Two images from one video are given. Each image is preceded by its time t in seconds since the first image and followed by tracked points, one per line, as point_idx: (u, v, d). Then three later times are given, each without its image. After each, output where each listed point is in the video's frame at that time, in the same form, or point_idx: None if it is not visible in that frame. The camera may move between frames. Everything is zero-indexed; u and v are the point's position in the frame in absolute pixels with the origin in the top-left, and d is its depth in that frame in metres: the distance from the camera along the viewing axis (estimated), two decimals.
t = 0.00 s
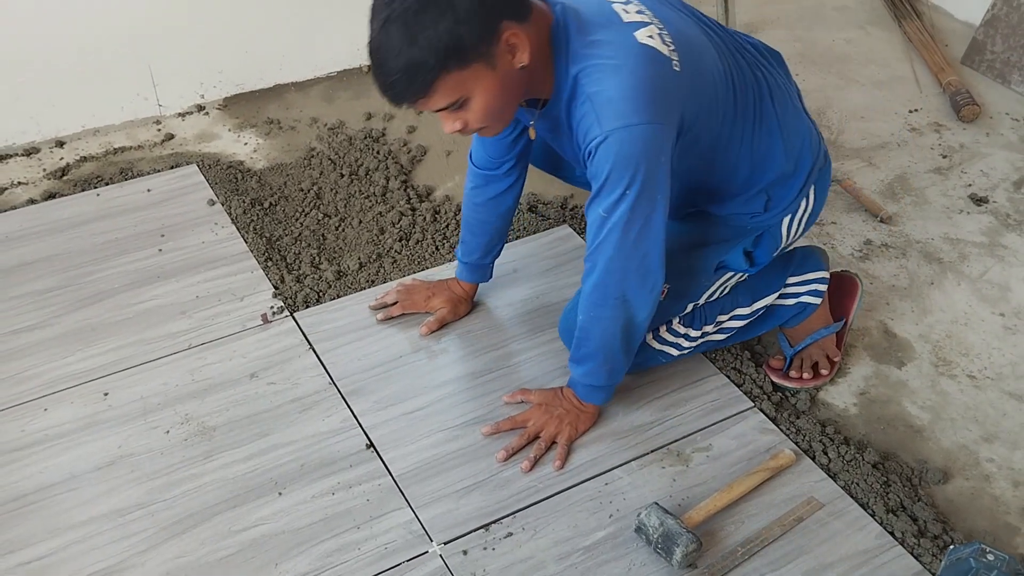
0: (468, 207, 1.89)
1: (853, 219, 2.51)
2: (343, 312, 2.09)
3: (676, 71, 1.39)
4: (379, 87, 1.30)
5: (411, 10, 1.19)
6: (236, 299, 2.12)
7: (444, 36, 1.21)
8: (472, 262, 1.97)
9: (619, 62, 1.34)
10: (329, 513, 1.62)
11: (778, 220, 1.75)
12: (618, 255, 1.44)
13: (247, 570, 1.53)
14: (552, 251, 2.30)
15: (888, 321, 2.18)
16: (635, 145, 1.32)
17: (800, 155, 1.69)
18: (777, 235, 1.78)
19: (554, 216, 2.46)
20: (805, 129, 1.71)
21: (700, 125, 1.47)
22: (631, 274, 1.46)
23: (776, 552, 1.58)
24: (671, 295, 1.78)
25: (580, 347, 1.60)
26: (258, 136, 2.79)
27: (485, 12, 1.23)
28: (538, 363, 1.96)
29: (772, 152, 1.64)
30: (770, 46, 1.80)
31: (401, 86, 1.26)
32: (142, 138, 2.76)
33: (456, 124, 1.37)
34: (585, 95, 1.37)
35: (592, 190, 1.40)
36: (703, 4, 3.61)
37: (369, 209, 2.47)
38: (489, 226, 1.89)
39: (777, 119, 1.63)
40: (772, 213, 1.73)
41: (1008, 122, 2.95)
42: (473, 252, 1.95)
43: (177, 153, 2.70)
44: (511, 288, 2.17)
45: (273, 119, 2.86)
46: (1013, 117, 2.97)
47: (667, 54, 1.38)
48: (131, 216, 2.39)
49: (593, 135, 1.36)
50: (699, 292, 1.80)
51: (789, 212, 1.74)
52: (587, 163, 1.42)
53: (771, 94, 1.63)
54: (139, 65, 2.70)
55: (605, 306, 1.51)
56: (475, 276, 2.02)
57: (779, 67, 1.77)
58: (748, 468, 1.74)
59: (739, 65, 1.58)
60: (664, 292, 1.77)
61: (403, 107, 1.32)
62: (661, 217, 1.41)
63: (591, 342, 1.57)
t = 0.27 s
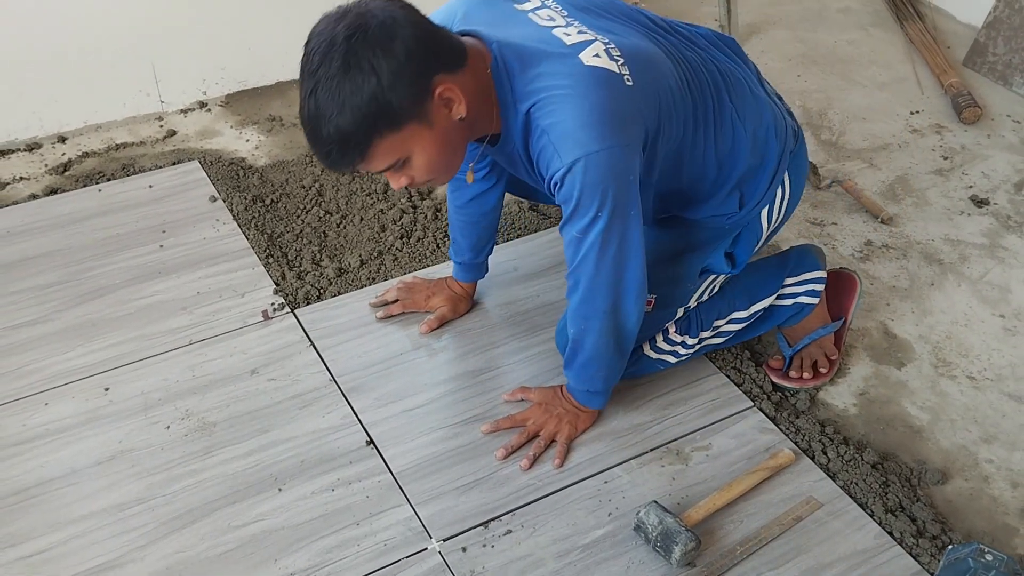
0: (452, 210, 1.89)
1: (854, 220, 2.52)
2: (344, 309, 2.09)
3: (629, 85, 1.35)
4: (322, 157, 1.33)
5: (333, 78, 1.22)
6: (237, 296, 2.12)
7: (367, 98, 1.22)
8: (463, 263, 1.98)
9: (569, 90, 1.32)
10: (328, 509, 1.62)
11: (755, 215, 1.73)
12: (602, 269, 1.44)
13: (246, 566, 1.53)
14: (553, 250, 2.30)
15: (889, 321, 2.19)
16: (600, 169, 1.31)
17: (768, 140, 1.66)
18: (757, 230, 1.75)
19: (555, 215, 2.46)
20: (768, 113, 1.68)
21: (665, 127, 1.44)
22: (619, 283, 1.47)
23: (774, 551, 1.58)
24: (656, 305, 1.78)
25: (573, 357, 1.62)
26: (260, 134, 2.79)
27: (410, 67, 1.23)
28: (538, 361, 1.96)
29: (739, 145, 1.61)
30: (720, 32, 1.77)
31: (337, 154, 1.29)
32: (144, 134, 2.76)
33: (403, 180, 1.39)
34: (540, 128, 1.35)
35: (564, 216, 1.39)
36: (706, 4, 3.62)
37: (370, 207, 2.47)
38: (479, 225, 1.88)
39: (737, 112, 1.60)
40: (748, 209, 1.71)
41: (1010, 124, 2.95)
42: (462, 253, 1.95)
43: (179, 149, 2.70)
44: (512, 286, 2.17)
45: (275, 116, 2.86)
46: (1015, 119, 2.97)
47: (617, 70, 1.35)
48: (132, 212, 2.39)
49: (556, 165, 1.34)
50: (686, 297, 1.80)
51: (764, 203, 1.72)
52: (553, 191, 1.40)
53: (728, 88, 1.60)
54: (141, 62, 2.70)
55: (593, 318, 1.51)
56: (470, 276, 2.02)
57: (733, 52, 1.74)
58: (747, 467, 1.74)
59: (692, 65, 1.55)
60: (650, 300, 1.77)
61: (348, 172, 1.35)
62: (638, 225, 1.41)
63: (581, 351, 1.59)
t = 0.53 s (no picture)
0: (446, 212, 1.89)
1: (855, 221, 2.52)
2: (345, 306, 2.09)
3: (609, 97, 1.35)
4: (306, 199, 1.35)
5: (306, 123, 1.23)
6: (239, 292, 2.12)
7: (341, 140, 1.23)
8: (462, 263, 1.98)
9: (549, 109, 1.31)
10: (329, 505, 1.63)
11: (742, 211, 1.71)
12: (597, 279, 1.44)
13: (246, 561, 1.53)
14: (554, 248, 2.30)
15: (890, 321, 2.19)
16: (589, 185, 1.31)
17: (749, 134, 1.65)
18: (744, 225, 1.74)
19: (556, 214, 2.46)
20: (749, 107, 1.66)
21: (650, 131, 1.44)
22: (617, 289, 1.46)
23: (775, 550, 1.58)
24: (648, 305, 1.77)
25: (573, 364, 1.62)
26: (262, 131, 2.79)
27: (380, 104, 1.23)
28: (539, 359, 1.96)
29: (722, 143, 1.60)
30: (694, 29, 1.76)
31: (317, 197, 1.31)
32: (146, 130, 2.76)
33: (387, 214, 1.41)
34: (524, 149, 1.34)
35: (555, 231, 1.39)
36: (709, 4, 3.62)
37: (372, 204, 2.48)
38: (471, 228, 1.88)
39: (718, 111, 1.59)
40: (735, 206, 1.69)
41: (1012, 125, 2.95)
42: (460, 254, 1.95)
43: (181, 145, 2.70)
44: (513, 285, 2.17)
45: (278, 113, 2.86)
46: (1017, 120, 2.97)
47: (596, 83, 1.35)
48: (135, 208, 2.39)
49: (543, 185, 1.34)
50: (675, 298, 1.77)
51: (751, 198, 1.70)
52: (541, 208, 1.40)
53: (707, 88, 1.59)
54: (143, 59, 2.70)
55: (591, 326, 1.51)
56: (470, 275, 2.02)
57: (709, 49, 1.73)
58: (748, 466, 1.74)
59: (670, 68, 1.55)
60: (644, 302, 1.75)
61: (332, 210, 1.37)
62: (630, 231, 1.41)
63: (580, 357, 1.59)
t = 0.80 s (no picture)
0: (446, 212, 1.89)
1: (857, 220, 2.51)
2: (346, 304, 2.09)
3: (609, 94, 1.35)
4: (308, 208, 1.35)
5: (306, 133, 1.23)
6: (240, 289, 2.12)
7: (342, 148, 1.23)
8: (462, 262, 1.97)
9: (548, 109, 1.31)
10: (330, 502, 1.63)
11: (740, 202, 1.71)
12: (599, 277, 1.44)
13: (246, 558, 1.53)
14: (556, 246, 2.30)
15: (891, 321, 2.18)
16: (590, 184, 1.31)
17: (744, 125, 1.65)
18: (742, 216, 1.73)
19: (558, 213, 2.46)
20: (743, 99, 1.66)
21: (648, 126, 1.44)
22: (619, 287, 1.46)
23: (775, 548, 1.58)
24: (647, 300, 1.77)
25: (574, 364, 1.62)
26: (264, 128, 2.79)
27: (379, 111, 1.23)
28: (540, 357, 1.96)
29: (719, 136, 1.60)
30: (687, 21, 1.75)
31: (320, 205, 1.31)
32: (147, 127, 2.76)
33: (390, 219, 1.41)
34: (524, 149, 1.34)
35: (556, 231, 1.39)
36: (711, 3, 3.61)
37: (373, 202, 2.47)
38: (471, 226, 1.88)
39: (713, 104, 1.59)
40: (733, 198, 1.69)
41: (1014, 125, 2.94)
42: (460, 253, 1.95)
43: (182, 142, 2.70)
44: (514, 282, 2.17)
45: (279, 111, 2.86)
46: (1019, 120, 2.97)
47: (595, 81, 1.34)
48: (136, 204, 2.39)
49: (543, 186, 1.34)
50: (674, 292, 1.77)
51: (749, 189, 1.70)
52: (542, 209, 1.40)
53: (702, 82, 1.59)
54: (144, 56, 2.70)
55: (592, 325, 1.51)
56: (470, 274, 2.01)
57: (702, 41, 1.73)
58: (749, 465, 1.74)
59: (664, 62, 1.54)
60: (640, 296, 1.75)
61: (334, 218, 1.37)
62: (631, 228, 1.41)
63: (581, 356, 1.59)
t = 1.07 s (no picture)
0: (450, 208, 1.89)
1: (857, 220, 2.51)
2: (346, 301, 2.09)
3: (629, 85, 1.34)
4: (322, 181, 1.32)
5: (328, 106, 1.20)
6: (240, 285, 2.12)
7: (364, 124, 1.20)
8: (462, 259, 1.97)
9: (568, 96, 1.31)
10: (328, 499, 1.63)
11: (752, 201, 1.71)
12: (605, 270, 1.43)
13: (244, 554, 1.53)
14: (556, 245, 2.30)
15: (891, 322, 2.18)
16: (606, 174, 1.30)
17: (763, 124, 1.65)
18: (752, 216, 1.74)
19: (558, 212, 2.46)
20: (761, 99, 1.66)
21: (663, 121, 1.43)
22: (625, 283, 1.46)
23: (773, 548, 1.58)
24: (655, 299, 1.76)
25: (575, 358, 1.62)
26: (264, 125, 2.79)
27: (404, 89, 1.21)
28: (539, 356, 1.96)
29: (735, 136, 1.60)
30: (708, 24, 1.75)
31: (336, 180, 1.28)
32: (148, 124, 2.76)
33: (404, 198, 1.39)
34: (542, 135, 1.34)
35: (567, 220, 1.39)
36: (713, 3, 3.61)
37: (373, 199, 2.47)
38: (475, 222, 1.88)
39: (733, 100, 1.58)
40: (746, 198, 1.69)
41: (1015, 127, 2.94)
42: (461, 250, 1.95)
43: (183, 139, 2.70)
44: (514, 281, 2.17)
45: (280, 108, 2.86)
46: (1020, 123, 2.96)
47: (616, 72, 1.34)
48: (136, 201, 2.39)
49: (559, 173, 1.33)
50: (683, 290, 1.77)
51: (762, 191, 1.70)
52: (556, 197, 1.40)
53: (721, 78, 1.59)
54: (145, 53, 2.70)
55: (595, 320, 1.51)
56: (470, 271, 2.01)
57: (721, 42, 1.73)
58: (747, 464, 1.74)
59: (685, 57, 1.54)
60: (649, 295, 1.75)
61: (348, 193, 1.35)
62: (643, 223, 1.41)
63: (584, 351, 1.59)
